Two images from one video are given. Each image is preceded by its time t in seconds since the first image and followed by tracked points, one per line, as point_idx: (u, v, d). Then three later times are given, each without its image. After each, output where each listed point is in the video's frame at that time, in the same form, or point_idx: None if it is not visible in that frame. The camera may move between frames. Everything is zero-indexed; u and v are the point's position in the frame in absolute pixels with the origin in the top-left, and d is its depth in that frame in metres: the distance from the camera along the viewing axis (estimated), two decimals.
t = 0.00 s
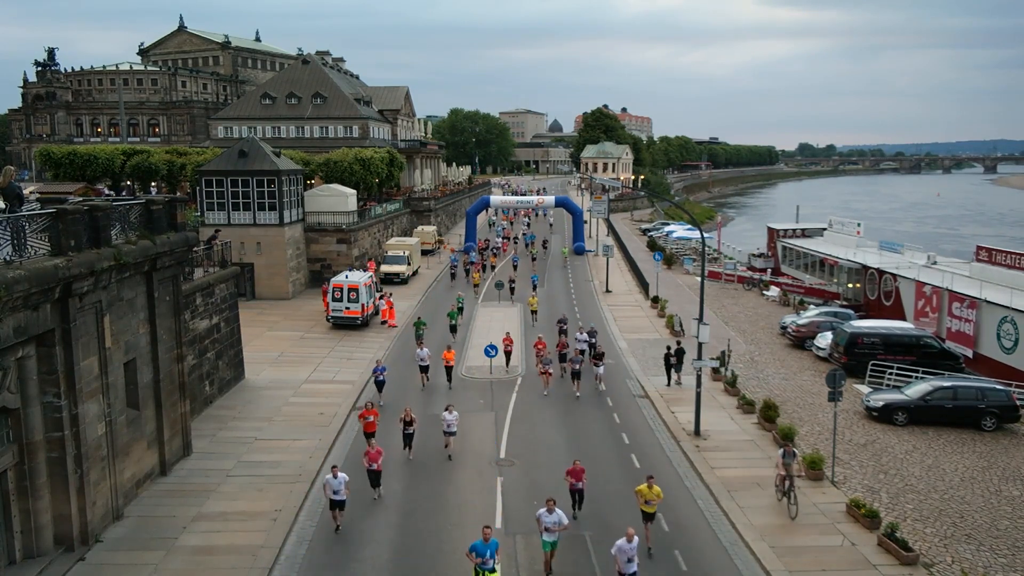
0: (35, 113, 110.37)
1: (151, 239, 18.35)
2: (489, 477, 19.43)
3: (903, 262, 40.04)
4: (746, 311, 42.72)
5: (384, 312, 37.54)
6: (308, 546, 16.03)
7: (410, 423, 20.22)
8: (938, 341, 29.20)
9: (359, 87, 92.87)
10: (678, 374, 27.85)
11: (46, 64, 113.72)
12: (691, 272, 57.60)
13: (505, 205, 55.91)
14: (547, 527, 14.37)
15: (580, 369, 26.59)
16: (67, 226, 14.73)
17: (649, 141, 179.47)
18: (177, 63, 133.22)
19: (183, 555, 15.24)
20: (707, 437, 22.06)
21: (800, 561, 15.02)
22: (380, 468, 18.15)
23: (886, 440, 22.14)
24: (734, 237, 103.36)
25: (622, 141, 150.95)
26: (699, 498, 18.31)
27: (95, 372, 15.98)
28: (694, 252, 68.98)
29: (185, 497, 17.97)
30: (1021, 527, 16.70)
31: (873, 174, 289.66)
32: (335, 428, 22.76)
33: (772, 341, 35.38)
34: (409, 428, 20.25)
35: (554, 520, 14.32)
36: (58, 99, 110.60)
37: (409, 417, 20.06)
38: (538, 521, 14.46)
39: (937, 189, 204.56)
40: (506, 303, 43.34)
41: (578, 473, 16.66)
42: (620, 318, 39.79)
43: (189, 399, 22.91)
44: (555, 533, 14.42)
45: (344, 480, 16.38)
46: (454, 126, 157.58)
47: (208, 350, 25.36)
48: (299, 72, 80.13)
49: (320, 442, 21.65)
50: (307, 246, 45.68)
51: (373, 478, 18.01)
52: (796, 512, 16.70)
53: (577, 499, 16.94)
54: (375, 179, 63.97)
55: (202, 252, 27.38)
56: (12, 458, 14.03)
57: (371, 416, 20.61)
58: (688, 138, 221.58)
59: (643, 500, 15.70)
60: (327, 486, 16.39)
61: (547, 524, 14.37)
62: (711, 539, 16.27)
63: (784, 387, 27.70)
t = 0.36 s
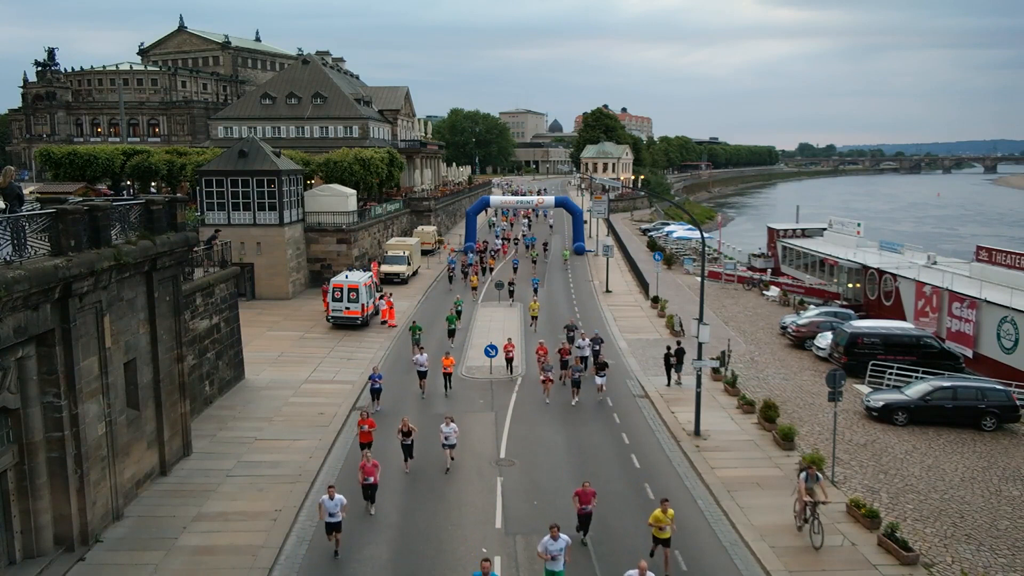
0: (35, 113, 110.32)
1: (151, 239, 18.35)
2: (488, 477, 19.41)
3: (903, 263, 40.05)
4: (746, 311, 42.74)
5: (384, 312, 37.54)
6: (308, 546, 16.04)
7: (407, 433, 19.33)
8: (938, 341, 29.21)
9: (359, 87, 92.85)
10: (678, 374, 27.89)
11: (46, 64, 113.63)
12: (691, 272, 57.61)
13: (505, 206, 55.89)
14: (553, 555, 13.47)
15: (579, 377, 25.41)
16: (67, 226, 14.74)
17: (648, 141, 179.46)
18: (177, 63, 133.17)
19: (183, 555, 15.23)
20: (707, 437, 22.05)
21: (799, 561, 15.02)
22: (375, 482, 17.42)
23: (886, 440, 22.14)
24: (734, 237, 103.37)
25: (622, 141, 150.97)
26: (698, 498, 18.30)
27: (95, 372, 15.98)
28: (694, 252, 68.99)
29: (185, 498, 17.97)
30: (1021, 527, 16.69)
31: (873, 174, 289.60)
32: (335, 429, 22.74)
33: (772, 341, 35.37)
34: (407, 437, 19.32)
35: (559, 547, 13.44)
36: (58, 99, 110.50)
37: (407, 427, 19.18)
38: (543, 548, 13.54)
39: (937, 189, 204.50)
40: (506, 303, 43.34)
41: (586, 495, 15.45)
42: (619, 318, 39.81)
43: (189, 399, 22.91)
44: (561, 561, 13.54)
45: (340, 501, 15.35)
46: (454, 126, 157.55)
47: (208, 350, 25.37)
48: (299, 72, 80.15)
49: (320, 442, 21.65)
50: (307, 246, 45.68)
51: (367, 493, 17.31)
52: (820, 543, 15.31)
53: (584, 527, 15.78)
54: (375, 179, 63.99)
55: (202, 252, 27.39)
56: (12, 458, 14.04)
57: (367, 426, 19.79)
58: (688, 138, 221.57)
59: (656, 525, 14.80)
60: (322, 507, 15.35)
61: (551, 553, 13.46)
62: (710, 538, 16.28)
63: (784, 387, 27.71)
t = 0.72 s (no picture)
0: (35, 113, 110.27)
1: (151, 239, 18.35)
2: (489, 477, 19.41)
3: (904, 262, 40.03)
4: (746, 311, 42.74)
5: (384, 312, 37.53)
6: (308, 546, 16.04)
7: (407, 446, 18.39)
8: (938, 341, 29.20)
9: (359, 87, 92.76)
10: (678, 374, 27.89)
11: (46, 64, 113.57)
12: (691, 272, 57.60)
13: (505, 206, 55.85)
14: None
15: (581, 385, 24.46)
16: (67, 227, 14.75)
17: (649, 141, 179.48)
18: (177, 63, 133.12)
19: (183, 555, 15.23)
20: (707, 437, 22.05)
21: (798, 560, 15.02)
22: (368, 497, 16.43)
23: (886, 440, 22.13)
24: (734, 237, 103.33)
25: (622, 141, 150.93)
26: (698, 498, 18.29)
27: (95, 371, 15.99)
28: (694, 252, 68.96)
29: (185, 497, 17.97)
30: (1021, 527, 16.69)
31: (873, 174, 289.47)
32: (335, 429, 22.73)
33: (772, 341, 35.37)
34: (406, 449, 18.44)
35: None
36: (58, 99, 110.50)
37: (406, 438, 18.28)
38: None
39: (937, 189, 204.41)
40: (506, 303, 43.33)
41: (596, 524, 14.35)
42: (620, 318, 39.79)
43: (189, 399, 22.91)
44: None
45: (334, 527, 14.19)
46: (454, 126, 157.48)
47: (208, 350, 25.36)
48: (299, 71, 80.14)
49: (320, 442, 21.65)
50: (307, 246, 45.68)
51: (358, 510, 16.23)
52: None
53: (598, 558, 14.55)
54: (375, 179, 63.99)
55: (202, 252, 27.40)
56: (12, 458, 14.03)
57: (363, 438, 18.91)
58: (688, 138, 221.46)
59: (672, 558, 13.68)
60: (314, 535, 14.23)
61: None
62: (710, 539, 16.26)
63: (784, 386, 27.70)
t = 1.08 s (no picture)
0: (35, 113, 110.26)
1: (151, 239, 18.35)
2: (488, 477, 19.41)
3: (904, 263, 40.00)
4: (746, 311, 42.73)
5: (384, 312, 37.54)
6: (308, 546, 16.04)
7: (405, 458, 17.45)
8: (938, 341, 29.19)
9: (359, 87, 92.74)
10: (678, 374, 27.87)
11: (46, 64, 113.54)
12: (691, 272, 57.60)
13: (505, 206, 55.81)
14: None
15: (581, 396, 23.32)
16: (67, 227, 14.75)
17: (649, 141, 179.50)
18: (176, 63, 133.10)
19: (183, 555, 15.23)
20: (707, 437, 22.04)
21: (799, 561, 15.01)
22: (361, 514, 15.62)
23: (886, 440, 22.12)
24: (734, 237, 103.30)
25: (622, 141, 150.94)
26: (698, 498, 18.29)
27: (95, 371, 15.99)
28: (694, 252, 68.94)
29: (185, 497, 17.97)
30: (1021, 527, 16.69)
31: (873, 174, 289.43)
32: (335, 429, 22.71)
33: (772, 340, 35.36)
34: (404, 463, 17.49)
35: None
36: (58, 99, 110.48)
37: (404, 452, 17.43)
38: None
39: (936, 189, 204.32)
40: (505, 303, 43.32)
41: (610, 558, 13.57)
42: (619, 318, 39.78)
43: (189, 399, 22.92)
44: None
45: (324, 560, 13.23)
46: (454, 126, 157.46)
47: (208, 350, 25.36)
48: (299, 71, 80.12)
49: (320, 442, 21.65)
50: (307, 246, 45.67)
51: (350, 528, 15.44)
52: None
53: None
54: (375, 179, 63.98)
55: (202, 252, 27.40)
56: (12, 458, 14.03)
57: (358, 451, 17.76)
58: (688, 138, 221.41)
59: None
60: (303, 568, 13.25)
61: None
62: (711, 539, 16.25)
63: (784, 387, 27.69)
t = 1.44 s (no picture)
0: (35, 113, 110.24)
1: (151, 239, 18.36)
2: (488, 477, 19.42)
3: (904, 262, 39.98)
4: (746, 311, 42.73)
5: (384, 312, 37.53)
6: (308, 546, 16.02)
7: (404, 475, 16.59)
8: (938, 341, 29.18)
9: (359, 87, 92.74)
10: (678, 374, 27.87)
11: (46, 64, 113.52)
12: (691, 272, 57.60)
13: (505, 206, 55.79)
14: None
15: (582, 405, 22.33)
16: (67, 227, 14.74)
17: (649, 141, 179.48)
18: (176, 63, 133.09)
19: (183, 555, 15.22)
20: (707, 437, 22.04)
21: (799, 560, 15.01)
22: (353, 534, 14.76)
23: (886, 440, 22.12)
24: (734, 237, 103.29)
25: (622, 141, 150.92)
26: (698, 498, 18.29)
27: (95, 371, 15.99)
28: (694, 252, 68.94)
29: (185, 497, 17.98)
30: (1021, 527, 16.68)
31: (873, 174, 289.41)
32: (335, 429, 22.71)
33: (772, 340, 35.36)
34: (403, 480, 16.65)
35: None
36: (58, 99, 110.46)
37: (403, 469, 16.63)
38: None
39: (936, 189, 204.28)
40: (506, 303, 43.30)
41: None
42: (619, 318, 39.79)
43: (189, 399, 22.93)
44: None
45: None
46: (454, 126, 157.47)
47: (208, 350, 25.36)
48: (299, 72, 80.12)
49: (320, 442, 21.65)
50: (307, 246, 45.67)
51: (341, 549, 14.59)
52: None
53: None
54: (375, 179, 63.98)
55: (202, 252, 27.40)
56: (12, 458, 14.03)
57: (354, 467, 16.99)
58: (688, 138, 221.35)
59: None
60: None
61: None
62: (710, 539, 16.24)
63: (784, 386, 27.70)
